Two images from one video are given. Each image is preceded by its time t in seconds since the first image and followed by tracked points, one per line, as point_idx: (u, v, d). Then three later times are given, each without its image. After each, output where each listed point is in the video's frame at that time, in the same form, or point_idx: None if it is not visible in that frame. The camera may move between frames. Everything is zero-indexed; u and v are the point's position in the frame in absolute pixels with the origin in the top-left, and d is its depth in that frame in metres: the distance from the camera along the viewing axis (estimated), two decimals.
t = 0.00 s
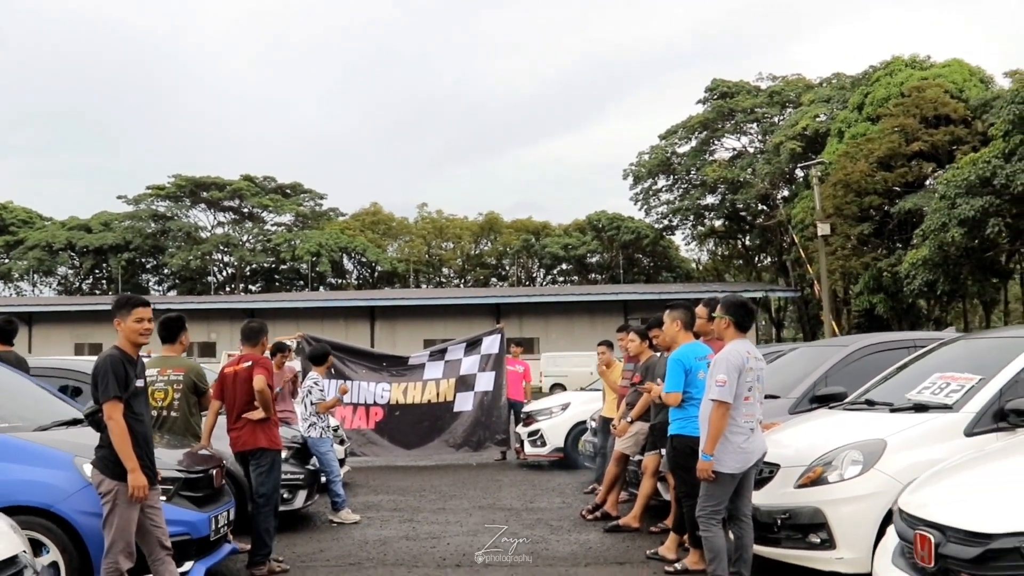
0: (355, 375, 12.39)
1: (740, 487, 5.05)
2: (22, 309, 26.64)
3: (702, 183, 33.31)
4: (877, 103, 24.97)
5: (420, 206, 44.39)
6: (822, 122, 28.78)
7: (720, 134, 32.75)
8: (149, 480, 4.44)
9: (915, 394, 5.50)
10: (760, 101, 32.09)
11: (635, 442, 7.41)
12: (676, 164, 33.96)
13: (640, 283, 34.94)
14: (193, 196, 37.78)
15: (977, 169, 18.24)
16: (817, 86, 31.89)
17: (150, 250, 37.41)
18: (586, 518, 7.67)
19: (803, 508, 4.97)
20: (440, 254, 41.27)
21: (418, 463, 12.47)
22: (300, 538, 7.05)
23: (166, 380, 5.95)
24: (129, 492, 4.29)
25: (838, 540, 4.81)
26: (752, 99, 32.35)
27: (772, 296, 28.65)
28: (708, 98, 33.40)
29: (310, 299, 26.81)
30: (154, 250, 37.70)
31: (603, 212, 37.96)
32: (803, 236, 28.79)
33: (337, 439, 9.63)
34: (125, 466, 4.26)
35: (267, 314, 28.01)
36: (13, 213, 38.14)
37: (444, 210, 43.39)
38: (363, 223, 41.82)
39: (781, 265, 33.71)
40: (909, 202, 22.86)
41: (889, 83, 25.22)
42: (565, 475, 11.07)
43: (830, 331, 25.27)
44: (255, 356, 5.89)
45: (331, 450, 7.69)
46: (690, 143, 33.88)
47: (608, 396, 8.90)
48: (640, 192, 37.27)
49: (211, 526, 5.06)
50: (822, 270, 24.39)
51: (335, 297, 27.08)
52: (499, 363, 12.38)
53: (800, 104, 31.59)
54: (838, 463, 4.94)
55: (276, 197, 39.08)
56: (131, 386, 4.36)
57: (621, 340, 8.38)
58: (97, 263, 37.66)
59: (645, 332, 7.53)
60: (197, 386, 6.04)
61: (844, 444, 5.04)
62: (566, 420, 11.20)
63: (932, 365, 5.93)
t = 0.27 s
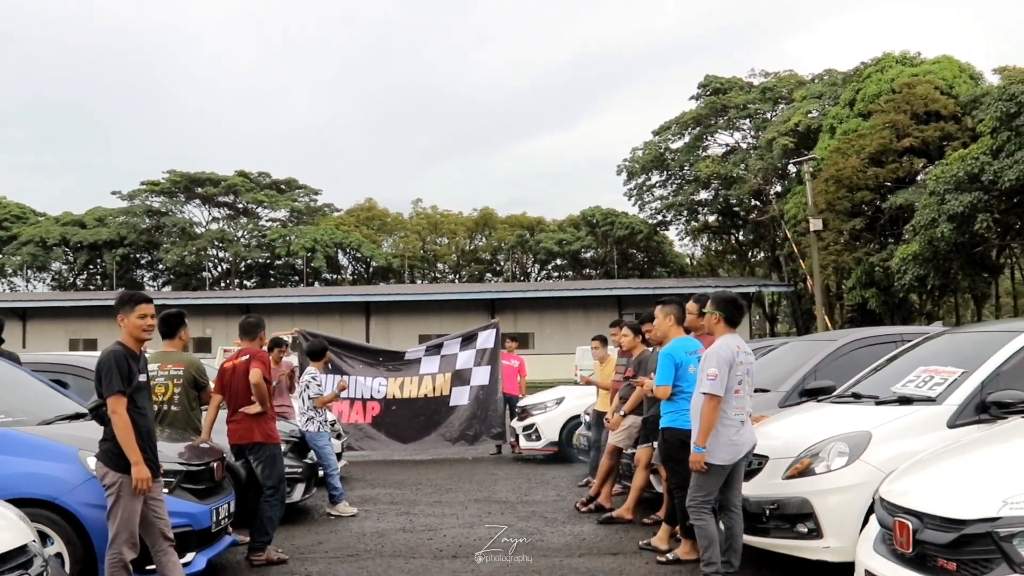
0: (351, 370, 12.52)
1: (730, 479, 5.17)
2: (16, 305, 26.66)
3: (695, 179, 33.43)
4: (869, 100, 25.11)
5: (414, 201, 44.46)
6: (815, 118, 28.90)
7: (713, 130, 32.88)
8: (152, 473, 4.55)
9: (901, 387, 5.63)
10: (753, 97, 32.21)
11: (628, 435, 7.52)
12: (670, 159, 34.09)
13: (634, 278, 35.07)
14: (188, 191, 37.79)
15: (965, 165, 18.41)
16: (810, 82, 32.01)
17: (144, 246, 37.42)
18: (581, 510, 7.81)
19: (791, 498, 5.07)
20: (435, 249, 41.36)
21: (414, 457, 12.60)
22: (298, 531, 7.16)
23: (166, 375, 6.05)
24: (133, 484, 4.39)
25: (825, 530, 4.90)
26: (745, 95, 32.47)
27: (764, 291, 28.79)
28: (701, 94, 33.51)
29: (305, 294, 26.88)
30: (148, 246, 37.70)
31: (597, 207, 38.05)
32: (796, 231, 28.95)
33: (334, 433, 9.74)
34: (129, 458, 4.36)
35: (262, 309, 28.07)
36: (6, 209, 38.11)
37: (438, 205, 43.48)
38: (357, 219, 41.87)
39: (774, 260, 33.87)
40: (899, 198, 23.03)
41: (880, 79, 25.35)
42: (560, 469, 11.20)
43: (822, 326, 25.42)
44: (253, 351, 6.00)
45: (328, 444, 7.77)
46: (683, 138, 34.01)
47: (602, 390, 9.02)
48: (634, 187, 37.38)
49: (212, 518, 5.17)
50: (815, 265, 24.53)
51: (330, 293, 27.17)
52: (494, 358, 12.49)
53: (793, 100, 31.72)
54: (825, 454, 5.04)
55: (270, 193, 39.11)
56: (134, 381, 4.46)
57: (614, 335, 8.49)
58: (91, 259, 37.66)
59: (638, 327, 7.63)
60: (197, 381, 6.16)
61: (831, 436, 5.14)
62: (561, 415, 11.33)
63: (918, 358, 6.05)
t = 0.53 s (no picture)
0: (350, 361, 12.60)
1: (726, 467, 5.29)
2: (14, 297, 26.72)
3: (691, 172, 33.53)
4: (864, 94, 25.21)
5: (411, 194, 44.54)
6: (810, 112, 29.00)
7: (709, 124, 32.98)
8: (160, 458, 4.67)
9: (891, 377, 5.75)
10: (749, 91, 32.31)
11: (623, 424, 7.63)
12: (666, 153, 34.20)
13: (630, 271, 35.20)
14: (185, 184, 37.83)
15: (959, 159, 18.55)
16: (805, 76, 32.11)
17: (141, 238, 37.45)
18: (577, 498, 7.94)
19: (783, 484, 5.17)
20: (431, 242, 41.46)
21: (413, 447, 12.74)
22: (300, 518, 7.28)
23: (171, 365, 6.15)
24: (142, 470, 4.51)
25: (816, 515, 5.01)
26: (741, 89, 32.58)
27: (760, 284, 28.94)
28: (697, 88, 33.59)
29: (303, 287, 26.97)
30: (145, 238, 37.75)
31: (594, 200, 38.16)
32: (791, 225, 29.10)
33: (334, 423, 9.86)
34: (138, 445, 4.48)
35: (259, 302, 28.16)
36: (3, 201, 38.11)
37: (435, 198, 43.58)
38: (354, 211, 41.95)
39: (770, 253, 34.03)
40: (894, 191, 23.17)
41: (876, 74, 25.46)
42: (556, 459, 11.34)
43: (818, 318, 25.57)
44: (255, 342, 6.10)
45: (328, 434, 7.91)
46: (680, 132, 34.10)
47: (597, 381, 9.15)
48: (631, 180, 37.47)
49: (217, 504, 5.29)
50: (810, 259, 24.66)
51: (327, 286, 27.26)
52: (492, 348, 12.63)
53: (788, 95, 31.81)
54: (817, 442, 5.15)
55: (267, 185, 39.17)
56: (143, 370, 4.57)
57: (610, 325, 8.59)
58: (88, 251, 37.70)
59: (634, 319, 7.73)
60: (201, 370, 6.28)
61: (821, 425, 5.24)
62: (557, 405, 11.47)
63: (908, 349, 6.18)
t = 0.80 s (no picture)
0: (355, 344, 12.79)
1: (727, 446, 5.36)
2: (17, 284, 26.85)
3: (693, 159, 33.54)
4: (866, 80, 25.21)
5: (413, 180, 44.59)
6: (812, 99, 28.98)
7: (711, 110, 32.97)
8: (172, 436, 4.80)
9: (887, 358, 5.87)
10: (751, 77, 32.29)
11: (624, 406, 7.75)
12: (668, 140, 34.21)
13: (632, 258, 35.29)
14: (186, 170, 37.91)
15: (960, 146, 18.61)
16: (808, 63, 32.07)
17: (143, 224, 37.53)
18: (579, 479, 8.08)
19: (779, 463, 5.26)
20: (433, 228, 41.56)
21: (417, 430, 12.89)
22: (306, 498, 7.42)
23: (179, 348, 6.28)
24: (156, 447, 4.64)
25: (812, 492, 5.11)
26: (743, 75, 32.56)
27: (761, 271, 29.03)
28: (699, 74, 33.56)
29: (305, 273, 27.08)
30: (147, 225, 37.83)
31: (595, 187, 38.19)
32: (793, 211, 29.16)
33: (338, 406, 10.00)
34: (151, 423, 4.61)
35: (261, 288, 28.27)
36: (4, 187, 38.18)
37: (437, 184, 43.66)
38: (356, 198, 42.04)
39: (771, 240, 34.11)
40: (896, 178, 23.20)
41: (878, 60, 25.44)
42: (558, 442, 11.47)
43: (818, 305, 25.67)
44: (262, 325, 6.21)
45: (334, 415, 8.04)
46: (681, 118, 34.10)
47: (599, 364, 9.26)
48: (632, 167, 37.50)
49: (227, 482, 5.42)
50: (811, 245, 24.73)
51: (329, 272, 27.36)
52: (495, 332, 12.73)
53: (790, 81, 31.78)
54: (813, 421, 5.25)
55: (269, 172, 39.23)
56: (155, 350, 4.70)
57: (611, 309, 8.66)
58: (90, 238, 37.81)
59: (635, 302, 7.81)
60: (209, 353, 6.41)
61: (817, 405, 5.34)
62: (559, 388, 11.61)
63: (904, 331, 6.29)
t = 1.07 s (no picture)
0: (367, 322, 12.92)
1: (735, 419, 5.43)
2: (31, 264, 27.09)
3: (703, 139, 33.41)
4: (877, 61, 25.02)
5: (423, 161, 44.62)
6: (824, 79, 28.77)
7: (722, 91, 32.81)
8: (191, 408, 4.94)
9: (889, 335, 5.93)
10: (762, 58, 32.07)
11: (633, 382, 7.84)
12: (678, 120, 34.07)
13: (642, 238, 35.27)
14: (197, 150, 38.10)
15: (969, 128, 18.52)
16: (819, 43, 31.83)
17: (154, 204, 37.72)
18: (587, 454, 8.19)
19: (784, 436, 5.36)
20: (444, 209, 41.62)
21: (429, 407, 13.04)
22: (320, 472, 7.57)
23: (195, 323, 6.40)
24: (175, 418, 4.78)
25: (815, 465, 5.20)
26: (754, 56, 32.36)
27: (771, 252, 28.99)
28: (710, 55, 33.36)
29: (316, 253, 27.23)
30: (158, 205, 38.02)
31: (606, 167, 38.14)
32: (803, 192, 29.04)
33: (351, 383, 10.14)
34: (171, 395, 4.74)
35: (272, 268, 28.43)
36: (17, 167, 38.41)
37: (447, 164, 43.70)
38: (367, 178, 42.12)
39: (781, 221, 34.03)
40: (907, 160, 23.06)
41: (890, 41, 25.23)
42: (568, 419, 11.60)
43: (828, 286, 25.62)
44: (277, 301, 6.33)
45: (346, 391, 8.16)
46: (692, 99, 33.93)
47: (608, 342, 9.34)
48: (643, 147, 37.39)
49: (243, 453, 5.56)
50: (820, 227, 24.67)
51: (340, 251, 27.51)
52: (507, 310, 12.84)
53: (802, 61, 31.56)
54: (817, 396, 5.32)
55: (279, 152, 39.33)
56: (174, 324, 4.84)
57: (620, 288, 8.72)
58: (102, 217, 38.07)
59: (644, 280, 7.88)
60: (224, 328, 6.53)
61: (821, 380, 5.42)
62: (569, 366, 11.70)
63: (908, 309, 6.34)
